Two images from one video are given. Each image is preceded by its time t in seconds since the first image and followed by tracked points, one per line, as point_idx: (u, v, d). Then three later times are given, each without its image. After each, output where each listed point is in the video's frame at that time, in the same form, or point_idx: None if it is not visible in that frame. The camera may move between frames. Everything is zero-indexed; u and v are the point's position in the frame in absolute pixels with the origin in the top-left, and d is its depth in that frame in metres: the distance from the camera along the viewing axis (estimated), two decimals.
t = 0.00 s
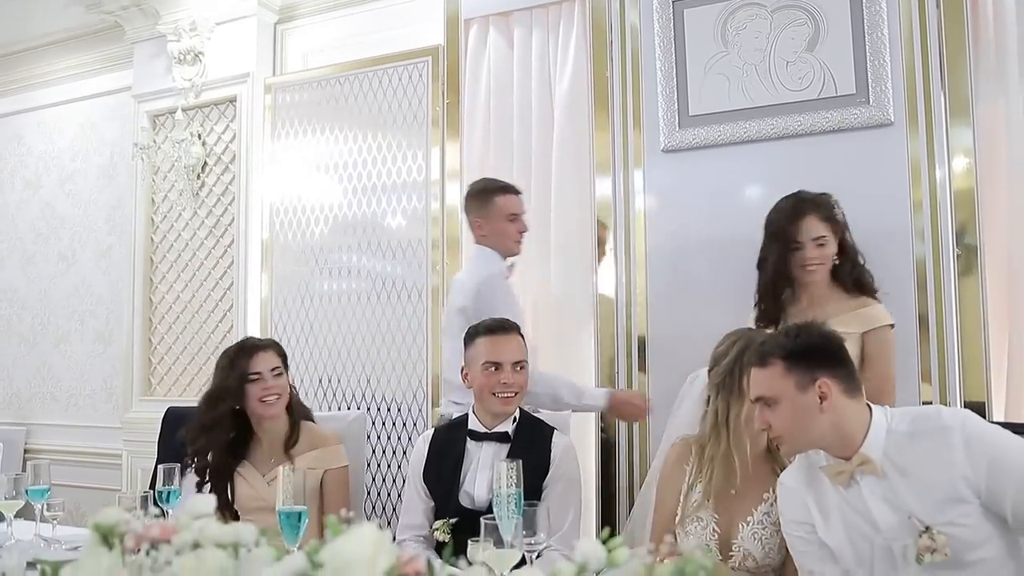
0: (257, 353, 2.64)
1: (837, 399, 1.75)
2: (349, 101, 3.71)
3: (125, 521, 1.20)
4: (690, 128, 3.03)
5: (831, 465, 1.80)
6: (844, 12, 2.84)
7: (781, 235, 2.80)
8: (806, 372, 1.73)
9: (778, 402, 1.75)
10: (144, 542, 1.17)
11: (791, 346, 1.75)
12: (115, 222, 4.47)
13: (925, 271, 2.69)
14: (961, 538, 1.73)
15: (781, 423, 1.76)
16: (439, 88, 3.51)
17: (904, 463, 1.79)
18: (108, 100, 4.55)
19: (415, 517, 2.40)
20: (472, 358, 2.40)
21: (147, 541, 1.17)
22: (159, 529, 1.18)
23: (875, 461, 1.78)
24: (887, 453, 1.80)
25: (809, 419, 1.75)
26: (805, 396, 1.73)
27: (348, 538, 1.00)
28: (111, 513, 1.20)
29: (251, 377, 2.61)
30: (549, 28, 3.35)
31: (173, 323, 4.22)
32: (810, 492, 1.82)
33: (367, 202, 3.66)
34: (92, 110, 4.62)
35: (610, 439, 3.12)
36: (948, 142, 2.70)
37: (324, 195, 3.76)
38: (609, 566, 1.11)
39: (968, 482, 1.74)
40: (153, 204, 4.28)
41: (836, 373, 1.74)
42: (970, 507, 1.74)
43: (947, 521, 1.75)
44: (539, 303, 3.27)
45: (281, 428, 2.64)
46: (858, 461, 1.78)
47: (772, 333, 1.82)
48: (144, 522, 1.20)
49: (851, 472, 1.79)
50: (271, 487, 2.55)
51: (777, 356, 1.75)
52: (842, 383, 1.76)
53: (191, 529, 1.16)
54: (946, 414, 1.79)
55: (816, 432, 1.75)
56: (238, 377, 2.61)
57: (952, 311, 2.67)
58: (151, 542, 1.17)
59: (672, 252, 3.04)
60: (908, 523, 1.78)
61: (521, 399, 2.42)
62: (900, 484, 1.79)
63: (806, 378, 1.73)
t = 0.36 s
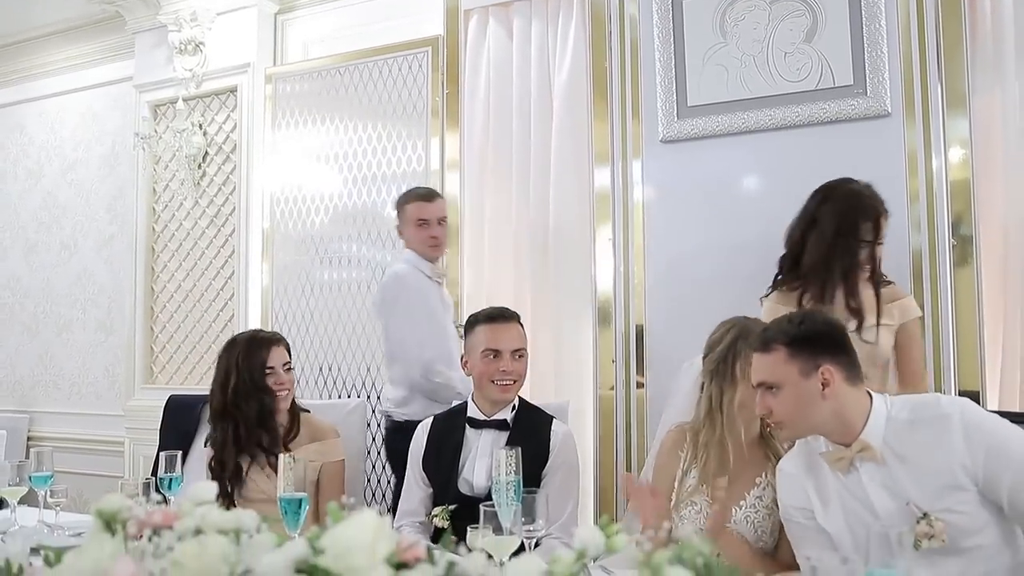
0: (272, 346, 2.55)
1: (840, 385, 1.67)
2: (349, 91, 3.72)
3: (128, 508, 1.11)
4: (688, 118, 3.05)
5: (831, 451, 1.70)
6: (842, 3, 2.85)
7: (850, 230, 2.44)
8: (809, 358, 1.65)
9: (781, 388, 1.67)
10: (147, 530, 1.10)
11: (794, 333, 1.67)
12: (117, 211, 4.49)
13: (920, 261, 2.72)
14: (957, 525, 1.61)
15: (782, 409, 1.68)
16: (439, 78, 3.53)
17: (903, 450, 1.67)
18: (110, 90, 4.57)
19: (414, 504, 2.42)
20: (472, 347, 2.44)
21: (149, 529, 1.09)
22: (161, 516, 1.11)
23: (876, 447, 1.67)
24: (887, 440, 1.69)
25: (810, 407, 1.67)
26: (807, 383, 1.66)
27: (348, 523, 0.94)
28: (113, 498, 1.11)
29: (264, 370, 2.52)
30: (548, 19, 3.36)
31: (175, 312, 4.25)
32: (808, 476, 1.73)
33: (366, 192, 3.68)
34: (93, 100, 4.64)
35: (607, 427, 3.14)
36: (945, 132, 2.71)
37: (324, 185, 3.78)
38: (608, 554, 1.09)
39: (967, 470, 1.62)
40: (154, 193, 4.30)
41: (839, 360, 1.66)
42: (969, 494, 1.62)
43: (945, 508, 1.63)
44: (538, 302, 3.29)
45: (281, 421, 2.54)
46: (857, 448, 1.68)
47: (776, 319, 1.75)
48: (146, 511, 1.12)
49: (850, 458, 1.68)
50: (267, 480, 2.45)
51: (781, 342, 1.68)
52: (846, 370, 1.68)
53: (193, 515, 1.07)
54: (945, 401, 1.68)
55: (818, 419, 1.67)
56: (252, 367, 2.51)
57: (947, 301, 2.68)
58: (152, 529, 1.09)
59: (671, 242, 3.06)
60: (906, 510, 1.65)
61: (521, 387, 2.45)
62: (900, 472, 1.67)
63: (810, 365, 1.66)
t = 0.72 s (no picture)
0: (251, 334, 2.51)
1: (845, 371, 1.65)
2: (343, 80, 3.70)
3: (122, 498, 1.10)
4: (683, 108, 3.05)
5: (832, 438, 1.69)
6: None
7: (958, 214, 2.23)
8: (815, 343, 1.64)
9: (784, 371, 1.65)
10: (140, 518, 1.08)
11: (803, 316, 1.66)
12: (110, 200, 4.48)
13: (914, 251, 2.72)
14: (955, 515, 1.60)
15: (785, 392, 1.66)
16: (433, 67, 3.50)
17: (906, 438, 1.66)
18: (103, 78, 4.55)
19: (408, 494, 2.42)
20: (466, 335, 2.43)
21: (142, 518, 1.08)
22: (155, 505, 1.10)
23: (877, 435, 1.65)
24: (889, 428, 1.67)
25: (814, 390, 1.65)
26: (811, 367, 1.64)
27: (343, 511, 0.94)
28: (107, 488, 1.10)
29: (242, 360, 2.49)
30: (544, 8, 3.35)
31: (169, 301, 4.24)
32: (807, 461, 1.73)
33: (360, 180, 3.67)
34: (86, 88, 4.61)
35: (602, 416, 3.15)
36: (940, 123, 2.71)
37: (319, 174, 3.76)
38: (601, 542, 1.09)
39: (969, 461, 1.61)
40: (148, 181, 4.28)
41: (845, 346, 1.65)
42: (969, 485, 1.61)
43: (944, 497, 1.62)
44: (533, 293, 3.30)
45: (264, 410, 2.53)
46: (859, 435, 1.66)
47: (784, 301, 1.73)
48: (139, 499, 1.11)
49: (851, 445, 1.67)
50: (256, 470, 2.42)
51: (787, 325, 1.66)
52: (852, 356, 1.66)
53: (187, 504, 1.07)
54: (949, 391, 1.65)
55: (821, 404, 1.66)
56: (227, 355, 2.48)
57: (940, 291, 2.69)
58: (146, 518, 1.08)
59: (666, 232, 3.06)
60: (905, 498, 1.64)
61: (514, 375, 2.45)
62: (900, 460, 1.66)
63: (815, 350, 1.64)
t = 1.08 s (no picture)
0: (235, 328, 2.49)
1: (874, 347, 1.65)
2: (336, 68, 3.69)
3: (116, 487, 1.10)
4: (678, 97, 3.04)
5: (855, 413, 1.69)
6: None
7: None
8: (841, 318, 1.64)
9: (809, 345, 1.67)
10: (133, 508, 1.08)
11: (833, 291, 1.66)
12: (103, 189, 4.46)
13: (907, 241, 2.73)
14: (968, 505, 1.58)
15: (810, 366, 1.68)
16: (428, 55, 3.51)
17: (930, 421, 1.64)
18: (95, 67, 4.53)
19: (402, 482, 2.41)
20: (459, 325, 2.45)
21: (136, 506, 1.08)
22: (149, 493, 1.09)
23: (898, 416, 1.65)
24: (913, 410, 1.65)
25: (840, 365, 1.66)
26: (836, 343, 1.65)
27: (337, 499, 0.94)
28: (101, 477, 1.10)
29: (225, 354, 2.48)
30: None
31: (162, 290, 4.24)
32: (828, 430, 1.72)
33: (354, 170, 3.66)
34: (78, 76, 4.59)
35: (596, 406, 3.16)
36: (934, 114, 2.72)
37: (313, 163, 3.76)
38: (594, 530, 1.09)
39: (991, 455, 1.58)
40: (141, 170, 4.27)
41: (874, 324, 1.64)
42: (985, 479, 1.59)
43: (957, 488, 1.60)
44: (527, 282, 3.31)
45: (249, 403, 2.51)
46: (882, 414, 1.65)
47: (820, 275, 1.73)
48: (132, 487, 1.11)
49: (873, 421, 1.66)
50: (245, 463, 2.44)
51: (815, 300, 1.67)
52: (883, 335, 1.65)
53: (181, 493, 1.07)
54: (981, 385, 1.62)
55: (846, 382, 1.66)
56: (210, 348, 2.47)
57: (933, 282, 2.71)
58: (139, 507, 1.08)
59: (661, 222, 3.06)
60: (920, 484, 1.62)
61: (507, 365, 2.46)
62: (920, 442, 1.64)
63: (841, 325, 1.65)
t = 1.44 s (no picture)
0: (237, 316, 2.49)
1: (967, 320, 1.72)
2: (333, 57, 3.68)
3: (115, 475, 1.11)
4: (675, 86, 3.04)
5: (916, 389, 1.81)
6: None
7: None
8: (948, 289, 1.69)
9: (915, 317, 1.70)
10: (131, 496, 1.08)
11: (937, 262, 1.70)
12: (99, 177, 4.45)
13: (904, 231, 2.74)
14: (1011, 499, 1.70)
15: (913, 338, 1.71)
16: (425, 43, 3.49)
17: (994, 410, 1.76)
18: (90, 54, 4.51)
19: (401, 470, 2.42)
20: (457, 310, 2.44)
21: (135, 494, 1.08)
22: (147, 481, 1.10)
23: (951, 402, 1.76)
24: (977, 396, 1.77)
25: (939, 337, 1.71)
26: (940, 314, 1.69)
27: (335, 487, 0.95)
28: (99, 465, 1.11)
29: (227, 342, 2.47)
30: None
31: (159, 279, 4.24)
32: (869, 403, 1.88)
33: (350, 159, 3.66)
34: (74, 64, 4.57)
35: (592, 395, 3.17)
36: (931, 104, 2.72)
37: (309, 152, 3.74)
38: (590, 517, 1.09)
39: None
40: (137, 158, 4.26)
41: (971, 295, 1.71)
42: None
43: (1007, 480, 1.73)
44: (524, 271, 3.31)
45: (250, 391, 2.52)
46: (943, 395, 1.78)
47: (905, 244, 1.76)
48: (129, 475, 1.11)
49: (932, 402, 1.79)
50: (244, 452, 2.44)
51: (923, 270, 1.69)
52: (975, 307, 1.73)
53: (179, 481, 1.07)
54: None
55: (941, 350, 1.72)
56: (212, 334, 2.46)
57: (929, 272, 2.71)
58: (138, 495, 1.08)
59: (659, 211, 3.06)
60: (966, 473, 1.75)
61: (500, 354, 2.45)
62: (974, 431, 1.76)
63: (946, 296, 1.69)
